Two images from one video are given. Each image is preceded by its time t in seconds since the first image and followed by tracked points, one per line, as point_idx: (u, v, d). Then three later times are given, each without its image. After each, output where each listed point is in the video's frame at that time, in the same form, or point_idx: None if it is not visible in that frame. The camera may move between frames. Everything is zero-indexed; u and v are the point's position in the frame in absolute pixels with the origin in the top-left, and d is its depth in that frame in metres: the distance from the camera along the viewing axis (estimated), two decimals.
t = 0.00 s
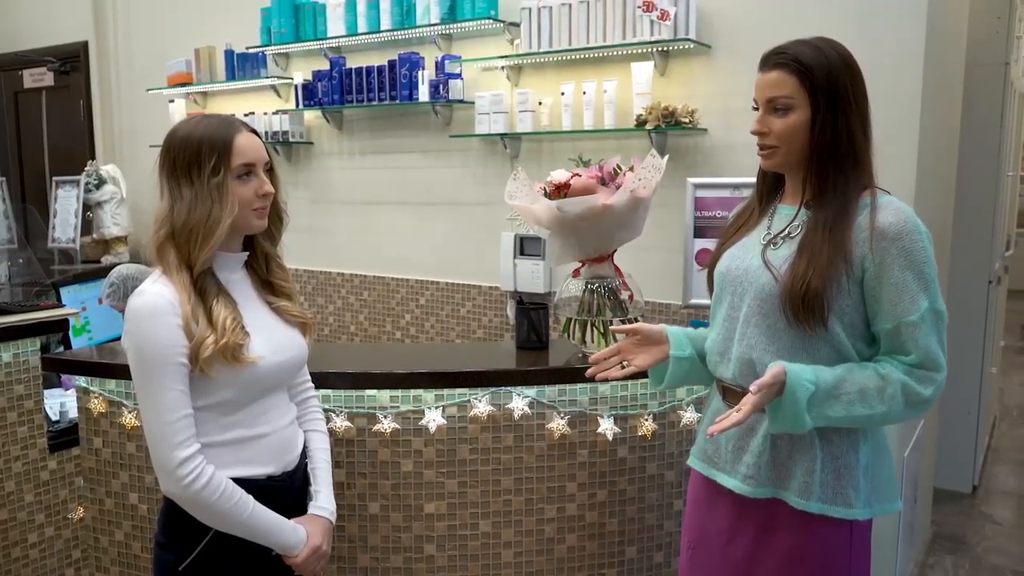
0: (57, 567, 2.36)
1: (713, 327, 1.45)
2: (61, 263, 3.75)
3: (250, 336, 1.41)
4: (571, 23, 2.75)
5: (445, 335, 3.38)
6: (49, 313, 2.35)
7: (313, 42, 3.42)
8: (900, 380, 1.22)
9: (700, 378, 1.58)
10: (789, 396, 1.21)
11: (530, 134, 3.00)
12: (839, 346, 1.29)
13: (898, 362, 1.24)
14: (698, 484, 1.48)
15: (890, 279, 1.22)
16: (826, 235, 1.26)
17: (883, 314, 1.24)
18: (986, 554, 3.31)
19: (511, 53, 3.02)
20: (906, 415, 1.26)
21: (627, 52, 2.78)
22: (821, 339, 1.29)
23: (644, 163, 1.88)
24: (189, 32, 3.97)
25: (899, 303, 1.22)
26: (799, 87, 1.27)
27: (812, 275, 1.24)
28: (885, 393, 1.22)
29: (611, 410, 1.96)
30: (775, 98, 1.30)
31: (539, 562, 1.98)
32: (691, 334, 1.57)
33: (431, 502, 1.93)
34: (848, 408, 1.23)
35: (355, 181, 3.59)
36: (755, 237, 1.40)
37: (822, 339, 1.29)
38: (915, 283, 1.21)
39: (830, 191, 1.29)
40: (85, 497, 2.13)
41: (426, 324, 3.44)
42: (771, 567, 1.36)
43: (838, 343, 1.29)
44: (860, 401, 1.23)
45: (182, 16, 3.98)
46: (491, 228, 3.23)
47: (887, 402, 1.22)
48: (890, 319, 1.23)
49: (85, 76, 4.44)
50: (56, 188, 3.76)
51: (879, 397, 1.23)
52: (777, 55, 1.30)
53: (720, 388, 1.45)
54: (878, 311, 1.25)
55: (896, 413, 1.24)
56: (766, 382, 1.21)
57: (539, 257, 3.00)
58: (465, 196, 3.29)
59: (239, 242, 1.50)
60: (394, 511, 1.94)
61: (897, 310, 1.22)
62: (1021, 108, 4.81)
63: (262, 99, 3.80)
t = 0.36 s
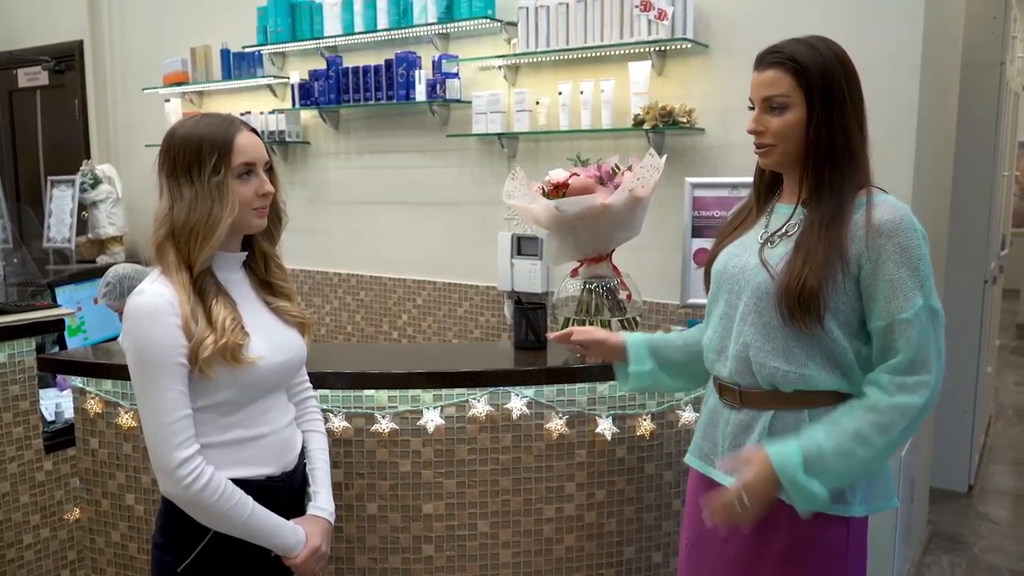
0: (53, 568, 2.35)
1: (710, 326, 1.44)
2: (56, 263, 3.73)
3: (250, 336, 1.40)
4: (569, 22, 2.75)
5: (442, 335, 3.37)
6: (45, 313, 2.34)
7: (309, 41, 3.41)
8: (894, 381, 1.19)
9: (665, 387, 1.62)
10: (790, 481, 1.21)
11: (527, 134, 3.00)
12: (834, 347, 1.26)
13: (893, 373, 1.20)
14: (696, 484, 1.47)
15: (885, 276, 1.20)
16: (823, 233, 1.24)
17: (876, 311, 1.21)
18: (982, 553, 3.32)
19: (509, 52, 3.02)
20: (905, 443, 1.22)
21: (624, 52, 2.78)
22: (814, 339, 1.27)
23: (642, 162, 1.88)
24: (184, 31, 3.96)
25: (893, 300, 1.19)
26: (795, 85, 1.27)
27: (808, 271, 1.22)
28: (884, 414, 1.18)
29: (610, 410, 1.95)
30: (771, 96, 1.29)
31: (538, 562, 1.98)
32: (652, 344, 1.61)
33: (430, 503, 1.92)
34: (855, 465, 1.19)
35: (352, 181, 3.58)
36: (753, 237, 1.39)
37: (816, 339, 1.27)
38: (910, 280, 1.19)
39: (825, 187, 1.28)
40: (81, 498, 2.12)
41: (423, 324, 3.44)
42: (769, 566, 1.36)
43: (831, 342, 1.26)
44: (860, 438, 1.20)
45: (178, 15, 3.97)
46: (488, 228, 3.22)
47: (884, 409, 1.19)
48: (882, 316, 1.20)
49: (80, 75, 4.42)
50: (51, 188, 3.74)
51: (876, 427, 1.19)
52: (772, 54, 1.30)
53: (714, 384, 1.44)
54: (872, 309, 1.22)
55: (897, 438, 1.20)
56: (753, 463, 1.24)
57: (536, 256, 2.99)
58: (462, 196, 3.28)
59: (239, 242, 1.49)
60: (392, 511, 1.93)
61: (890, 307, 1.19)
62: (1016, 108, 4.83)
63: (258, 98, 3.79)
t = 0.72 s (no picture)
0: (48, 570, 2.32)
1: (708, 328, 1.42)
2: (50, 262, 3.71)
3: (247, 335, 1.39)
4: (566, 21, 2.74)
5: (439, 335, 3.36)
6: (39, 313, 2.34)
7: (305, 40, 3.39)
8: (894, 382, 1.19)
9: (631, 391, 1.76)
10: (839, 551, 1.20)
11: (524, 133, 2.99)
12: (830, 346, 1.26)
13: (887, 384, 1.20)
14: (694, 486, 1.46)
15: (884, 274, 1.19)
16: (825, 231, 1.23)
17: (875, 309, 1.21)
18: (979, 552, 3.33)
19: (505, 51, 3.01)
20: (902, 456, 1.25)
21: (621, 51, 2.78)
22: (814, 339, 1.25)
23: (641, 161, 1.88)
24: (179, 30, 3.95)
25: (892, 299, 1.18)
26: (791, 74, 1.27)
27: (811, 270, 1.21)
28: (885, 436, 1.19)
29: (608, 410, 1.95)
30: (767, 84, 1.28)
31: (536, 562, 1.97)
32: (619, 353, 1.73)
33: (428, 503, 1.91)
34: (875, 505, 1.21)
35: (348, 180, 3.57)
36: (751, 237, 1.37)
37: (816, 338, 1.26)
38: (909, 278, 1.18)
39: (823, 181, 1.26)
40: (77, 499, 2.11)
41: (419, 324, 3.43)
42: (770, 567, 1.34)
43: (830, 342, 1.25)
44: (876, 477, 1.19)
45: (173, 13, 3.95)
46: (485, 227, 3.22)
47: (887, 411, 1.19)
48: (875, 315, 1.20)
49: (75, 73, 4.40)
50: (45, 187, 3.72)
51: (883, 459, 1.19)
52: (767, 45, 1.30)
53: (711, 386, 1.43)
54: (872, 307, 1.21)
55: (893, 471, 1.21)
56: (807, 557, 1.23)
57: (533, 255, 2.99)
58: (459, 195, 3.27)
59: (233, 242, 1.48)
60: (390, 512, 1.92)
61: (885, 306, 1.19)
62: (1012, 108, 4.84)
63: (253, 97, 3.77)
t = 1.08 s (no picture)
0: (45, 570, 2.31)
1: (705, 328, 1.42)
2: (45, 262, 3.69)
3: (243, 335, 1.39)
4: (564, 20, 2.74)
5: (436, 334, 3.36)
6: (33, 313, 2.29)
7: (302, 38, 3.38)
8: (892, 387, 1.19)
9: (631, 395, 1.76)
10: (851, 564, 1.19)
11: (522, 132, 2.99)
12: (828, 349, 1.26)
13: (882, 390, 1.20)
14: (690, 487, 1.45)
15: (883, 279, 1.19)
16: (824, 234, 1.23)
17: (871, 314, 1.21)
18: (975, 550, 3.34)
19: (503, 50, 3.01)
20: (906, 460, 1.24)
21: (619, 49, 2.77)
22: (813, 341, 1.26)
23: (640, 160, 1.87)
24: (175, 29, 3.93)
25: (890, 304, 1.18)
26: (790, 74, 1.26)
27: (811, 274, 1.21)
28: (882, 443, 1.19)
29: (607, 410, 1.95)
30: (765, 85, 1.28)
31: (535, 562, 1.97)
32: (620, 357, 1.73)
33: (427, 503, 1.91)
34: (884, 514, 1.20)
35: (345, 179, 3.56)
36: (748, 238, 1.37)
37: (815, 341, 1.26)
38: (908, 283, 1.18)
39: (821, 183, 1.26)
40: (74, 500, 2.10)
41: (417, 323, 3.42)
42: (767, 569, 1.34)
43: (829, 345, 1.25)
44: (878, 485, 1.19)
45: (169, 12, 3.94)
46: (482, 226, 3.21)
47: (883, 418, 1.19)
48: (873, 320, 1.20)
49: (70, 72, 4.38)
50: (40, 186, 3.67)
51: (886, 466, 1.19)
52: (765, 44, 1.30)
53: (709, 386, 1.43)
54: (867, 311, 1.21)
55: (898, 479, 1.21)
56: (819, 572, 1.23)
57: (531, 255, 2.97)
58: (456, 194, 3.27)
59: (229, 241, 1.48)
60: (389, 511, 1.92)
61: (883, 312, 1.19)
62: (1008, 106, 4.85)
63: (250, 96, 3.76)
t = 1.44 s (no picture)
0: (41, 572, 2.30)
1: (709, 329, 1.41)
2: (40, 261, 3.66)
3: (237, 336, 1.38)
4: (562, 19, 2.74)
5: (434, 333, 3.35)
6: (30, 313, 2.26)
7: (299, 37, 3.37)
8: (900, 388, 1.19)
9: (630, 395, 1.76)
10: (860, 565, 1.20)
11: (520, 131, 2.98)
12: (835, 348, 1.25)
13: (892, 390, 1.19)
14: (694, 489, 1.45)
15: (890, 278, 1.19)
16: (830, 234, 1.23)
17: (879, 313, 1.20)
18: (971, 548, 3.35)
19: (501, 49, 3.00)
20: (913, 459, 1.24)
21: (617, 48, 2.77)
22: (820, 341, 1.25)
23: (640, 159, 1.87)
24: (171, 28, 3.91)
25: (898, 303, 1.18)
26: (792, 73, 1.26)
27: (818, 273, 1.21)
28: (889, 440, 1.19)
29: (607, 409, 1.94)
30: (767, 86, 1.28)
31: (534, 562, 1.97)
32: (622, 357, 1.72)
33: (427, 503, 1.90)
34: (888, 511, 1.20)
35: (342, 179, 3.55)
36: (751, 237, 1.37)
37: (822, 341, 1.25)
38: (915, 282, 1.18)
39: (826, 181, 1.26)
40: (71, 501, 2.09)
41: (414, 323, 3.41)
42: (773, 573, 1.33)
43: (836, 345, 1.25)
44: (884, 484, 1.19)
45: (164, 10, 3.92)
46: (480, 225, 3.21)
47: (892, 418, 1.19)
48: (881, 320, 1.20)
49: (64, 71, 4.36)
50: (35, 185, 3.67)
51: (890, 464, 1.19)
52: (767, 42, 1.29)
53: (713, 388, 1.42)
54: (875, 310, 1.21)
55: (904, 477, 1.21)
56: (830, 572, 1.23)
57: (529, 254, 2.99)
58: (453, 194, 3.26)
59: (222, 240, 1.47)
60: (389, 512, 1.91)
61: (890, 311, 1.19)
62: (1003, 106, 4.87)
63: (246, 95, 3.75)
